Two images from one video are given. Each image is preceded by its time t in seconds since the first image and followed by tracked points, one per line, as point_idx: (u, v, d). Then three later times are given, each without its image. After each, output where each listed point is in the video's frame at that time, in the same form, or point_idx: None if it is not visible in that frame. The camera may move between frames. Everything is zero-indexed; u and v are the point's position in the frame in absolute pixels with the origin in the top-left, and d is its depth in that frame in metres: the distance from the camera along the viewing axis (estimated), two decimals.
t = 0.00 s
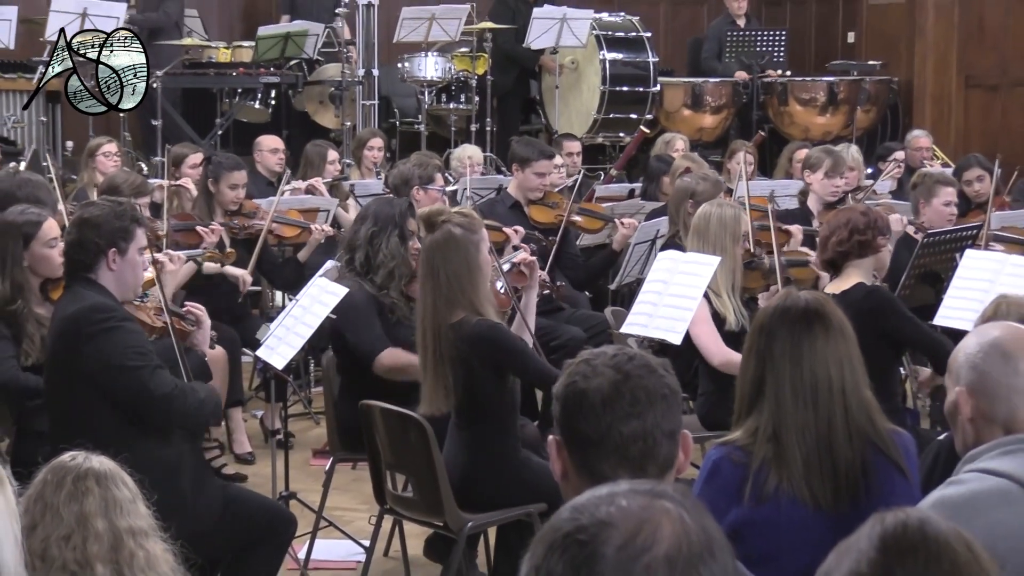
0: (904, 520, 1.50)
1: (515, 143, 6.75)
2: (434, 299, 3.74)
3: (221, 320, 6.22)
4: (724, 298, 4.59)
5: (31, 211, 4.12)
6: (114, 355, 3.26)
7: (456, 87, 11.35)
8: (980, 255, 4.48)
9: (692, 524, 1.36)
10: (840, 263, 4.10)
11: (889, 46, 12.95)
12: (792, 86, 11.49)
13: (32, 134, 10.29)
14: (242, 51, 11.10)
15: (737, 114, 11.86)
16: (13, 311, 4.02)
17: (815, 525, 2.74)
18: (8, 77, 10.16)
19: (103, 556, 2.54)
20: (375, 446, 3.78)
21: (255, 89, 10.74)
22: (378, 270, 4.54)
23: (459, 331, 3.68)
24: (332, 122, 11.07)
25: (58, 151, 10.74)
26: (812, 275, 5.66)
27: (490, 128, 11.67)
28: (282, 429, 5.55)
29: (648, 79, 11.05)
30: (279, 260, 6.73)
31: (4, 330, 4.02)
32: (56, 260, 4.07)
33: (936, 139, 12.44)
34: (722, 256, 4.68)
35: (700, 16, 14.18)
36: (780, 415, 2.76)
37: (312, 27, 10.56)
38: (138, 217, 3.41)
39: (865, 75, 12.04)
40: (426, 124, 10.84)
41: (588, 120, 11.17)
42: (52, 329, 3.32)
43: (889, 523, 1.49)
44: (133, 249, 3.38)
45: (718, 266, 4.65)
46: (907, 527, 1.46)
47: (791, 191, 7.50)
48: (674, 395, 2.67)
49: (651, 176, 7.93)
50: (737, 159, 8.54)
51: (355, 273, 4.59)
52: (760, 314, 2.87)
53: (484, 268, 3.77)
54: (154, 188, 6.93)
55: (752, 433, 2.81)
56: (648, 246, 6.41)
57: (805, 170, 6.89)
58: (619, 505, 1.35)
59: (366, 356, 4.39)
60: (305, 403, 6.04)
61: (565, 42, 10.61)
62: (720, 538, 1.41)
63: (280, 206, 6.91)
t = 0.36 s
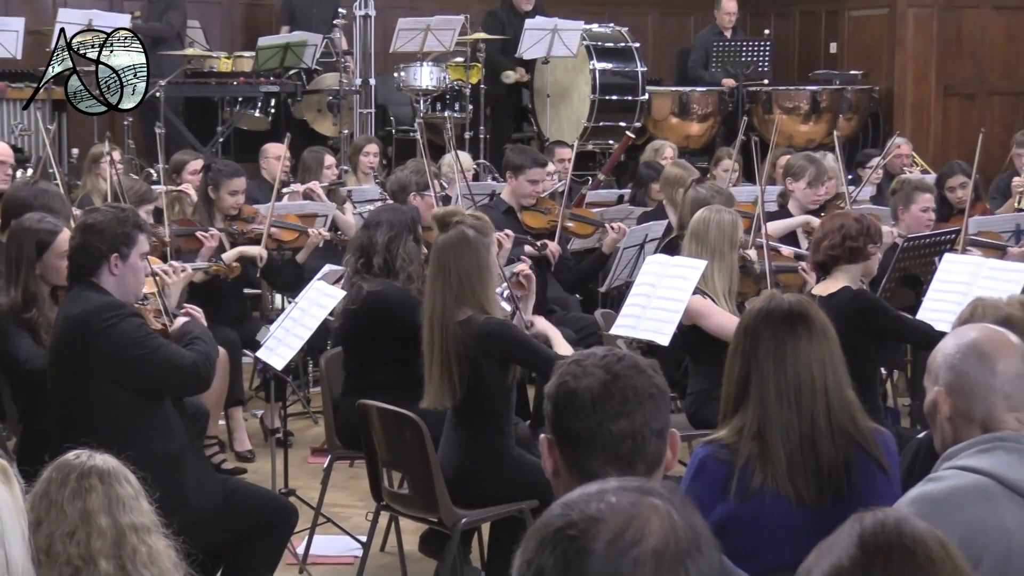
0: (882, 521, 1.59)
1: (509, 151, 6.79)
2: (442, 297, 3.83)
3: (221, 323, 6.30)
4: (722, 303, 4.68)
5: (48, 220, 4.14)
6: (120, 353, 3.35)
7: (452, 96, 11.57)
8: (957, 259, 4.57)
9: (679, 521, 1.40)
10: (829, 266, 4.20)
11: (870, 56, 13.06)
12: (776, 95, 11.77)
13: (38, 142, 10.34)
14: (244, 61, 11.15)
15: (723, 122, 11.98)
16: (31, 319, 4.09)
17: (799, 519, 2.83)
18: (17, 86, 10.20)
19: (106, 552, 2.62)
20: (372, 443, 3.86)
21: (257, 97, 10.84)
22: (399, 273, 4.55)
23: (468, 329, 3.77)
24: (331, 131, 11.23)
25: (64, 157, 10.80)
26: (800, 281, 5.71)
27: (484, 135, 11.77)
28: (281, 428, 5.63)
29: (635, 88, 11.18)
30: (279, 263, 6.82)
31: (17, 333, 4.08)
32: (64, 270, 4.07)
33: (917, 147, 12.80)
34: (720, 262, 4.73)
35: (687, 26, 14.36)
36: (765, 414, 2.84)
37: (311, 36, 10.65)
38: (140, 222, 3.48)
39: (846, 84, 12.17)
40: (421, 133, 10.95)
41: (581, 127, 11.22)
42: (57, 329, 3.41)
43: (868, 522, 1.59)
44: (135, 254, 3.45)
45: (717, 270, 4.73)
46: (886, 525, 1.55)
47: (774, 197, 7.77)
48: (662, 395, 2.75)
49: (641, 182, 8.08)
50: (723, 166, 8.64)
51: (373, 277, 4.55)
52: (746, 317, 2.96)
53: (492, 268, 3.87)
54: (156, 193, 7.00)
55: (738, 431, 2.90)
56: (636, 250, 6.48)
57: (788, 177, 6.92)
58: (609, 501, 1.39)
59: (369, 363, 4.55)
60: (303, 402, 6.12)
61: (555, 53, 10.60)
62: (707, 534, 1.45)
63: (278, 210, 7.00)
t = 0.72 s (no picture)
0: (847, 518, 1.64)
1: (494, 157, 6.90)
2: (435, 299, 3.90)
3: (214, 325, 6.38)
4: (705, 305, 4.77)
5: (48, 225, 4.25)
6: (115, 357, 3.43)
7: (438, 103, 11.48)
8: (929, 260, 4.67)
9: (654, 514, 1.43)
10: (809, 268, 4.30)
11: (844, 64, 13.20)
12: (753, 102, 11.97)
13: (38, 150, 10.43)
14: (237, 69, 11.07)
15: (701, 129, 12.12)
16: (32, 322, 4.20)
17: (775, 513, 2.92)
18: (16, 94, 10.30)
19: (102, 545, 2.68)
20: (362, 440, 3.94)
21: (250, 105, 10.94)
22: (395, 278, 4.59)
23: (459, 331, 3.84)
24: (321, 136, 11.41)
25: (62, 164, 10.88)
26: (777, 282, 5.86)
27: (470, 141, 11.87)
28: (273, 426, 5.71)
29: (617, 96, 11.40)
30: (272, 265, 6.92)
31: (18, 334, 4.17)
32: (63, 273, 4.16)
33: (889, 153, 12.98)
34: (704, 263, 4.82)
35: (667, 37, 14.48)
36: (743, 412, 2.93)
37: (302, 46, 10.75)
38: (136, 227, 3.57)
39: (822, 92, 12.35)
40: (409, 141, 11.08)
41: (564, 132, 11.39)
42: (54, 332, 3.49)
43: (833, 520, 1.65)
44: (131, 257, 3.53)
45: (699, 271, 4.83)
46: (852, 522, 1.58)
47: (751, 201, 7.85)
48: (644, 394, 2.83)
49: (621, 187, 8.20)
50: (702, 171, 8.74)
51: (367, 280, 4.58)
52: (725, 318, 3.04)
53: (484, 272, 3.95)
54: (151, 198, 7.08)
55: (717, 429, 2.98)
56: (619, 253, 6.58)
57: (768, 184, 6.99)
58: (585, 497, 1.42)
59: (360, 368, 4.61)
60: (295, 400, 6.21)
61: (541, 61, 10.81)
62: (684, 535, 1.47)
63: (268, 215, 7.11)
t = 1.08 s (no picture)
0: (827, 513, 1.72)
1: (478, 160, 7.04)
2: (418, 304, 3.97)
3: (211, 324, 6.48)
4: (683, 302, 4.86)
5: (46, 224, 4.36)
6: (113, 359, 3.49)
7: (429, 109, 11.58)
8: (905, 261, 4.77)
9: (633, 508, 1.49)
10: (787, 268, 4.39)
11: (823, 71, 13.32)
12: (736, 109, 11.95)
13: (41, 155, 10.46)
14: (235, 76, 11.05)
15: (685, 134, 12.25)
16: (30, 318, 4.28)
17: (757, 507, 3.01)
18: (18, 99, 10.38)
19: (103, 540, 2.71)
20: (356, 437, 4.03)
21: (247, 110, 11.04)
22: (366, 278, 4.66)
23: (444, 335, 3.93)
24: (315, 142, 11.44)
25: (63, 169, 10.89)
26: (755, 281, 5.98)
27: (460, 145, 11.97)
28: (270, 422, 5.80)
29: (604, 102, 11.50)
30: (269, 266, 7.02)
31: (18, 334, 4.26)
32: (62, 270, 4.28)
33: (869, 158, 13.10)
34: (682, 264, 4.90)
35: (653, 44, 14.58)
36: (726, 410, 3.02)
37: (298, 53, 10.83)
38: (136, 229, 3.65)
39: (802, 98, 12.51)
40: (401, 146, 11.22)
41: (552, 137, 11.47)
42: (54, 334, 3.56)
43: (814, 516, 1.71)
44: (131, 258, 3.61)
45: (677, 273, 4.90)
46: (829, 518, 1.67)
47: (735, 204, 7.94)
48: (630, 392, 2.90)
49: (606, 191, 8.28)
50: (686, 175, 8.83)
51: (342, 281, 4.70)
52: (708, 317, 3.13)
53: (466, 275, 4.02)
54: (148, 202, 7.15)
55: (700, 426, 3.07)
56: (605, 255, 6.66)
57: (749, 188, 7.02)
58: (565, 492, 1.48)
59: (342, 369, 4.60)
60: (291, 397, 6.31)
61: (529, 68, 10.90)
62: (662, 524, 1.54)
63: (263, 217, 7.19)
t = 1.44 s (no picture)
0: (813, 504, 1.78)
1: (467, 163, 7.15)
2: (407, 305, 4.06)
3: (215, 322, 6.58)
4: (666, 301, 4.98)
5: (50, 226, 4.45)
6: (115, 360, 3.58)
7: (426, 114, 11.90)
8: (888, 261, 4.86)
9: (623, 501, 1.54)
10: (766, 270, 4.46)
11: (806, 76, 13.43)
12: (722, 113, 12.08)
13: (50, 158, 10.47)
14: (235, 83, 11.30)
15: (672, 139, 12.39)
16: (34, 316, 4.35)
17: (744, 501, 3.10)
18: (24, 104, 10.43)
19: (108, 534, 2.73)
20: (355, 433, 4.12)
21: (249, 115, 11.12)
22: (353, 279, 4.79)
23: (433, 335, 4.01)
24: (315, 146, 11.57)
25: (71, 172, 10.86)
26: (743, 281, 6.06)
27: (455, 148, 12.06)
28: (270, 418, 5.90)
29: (595, 107, 11.64)
30: (269, 266, 7.11)
31: (23, 332, 4.33)
32: (67, 269, 4.37)
33: (853, 162, 13.27)
34: (665, 264, 5.03)
35: (643, 50, 14.67)
36: (713, 406, 3.11)
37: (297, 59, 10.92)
38: (139, 230, 3.72)
39: (787, 104, 12.65)
40: (397, 150, 11.34)
41: (544, 140, 11.58)
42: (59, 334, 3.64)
43: (801, 506, 1.76)
44: (135, 259, 3.69)
45: (662, 272, 5.01)
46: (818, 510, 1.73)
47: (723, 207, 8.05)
48: (619, 389, 2.98)
49: (596, 194, 8.31)
50: (674, 178, 8.85)
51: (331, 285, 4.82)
52: (695, 316, 3.22)
53: (454, 276, 4.10)
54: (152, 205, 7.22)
55: (689, 421, 3.16)
56: (596, 255, 6.73)
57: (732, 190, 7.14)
58: (559, 486, 1.53)
59: (331, 366, 4.70)
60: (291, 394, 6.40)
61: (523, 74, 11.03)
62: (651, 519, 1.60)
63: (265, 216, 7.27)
